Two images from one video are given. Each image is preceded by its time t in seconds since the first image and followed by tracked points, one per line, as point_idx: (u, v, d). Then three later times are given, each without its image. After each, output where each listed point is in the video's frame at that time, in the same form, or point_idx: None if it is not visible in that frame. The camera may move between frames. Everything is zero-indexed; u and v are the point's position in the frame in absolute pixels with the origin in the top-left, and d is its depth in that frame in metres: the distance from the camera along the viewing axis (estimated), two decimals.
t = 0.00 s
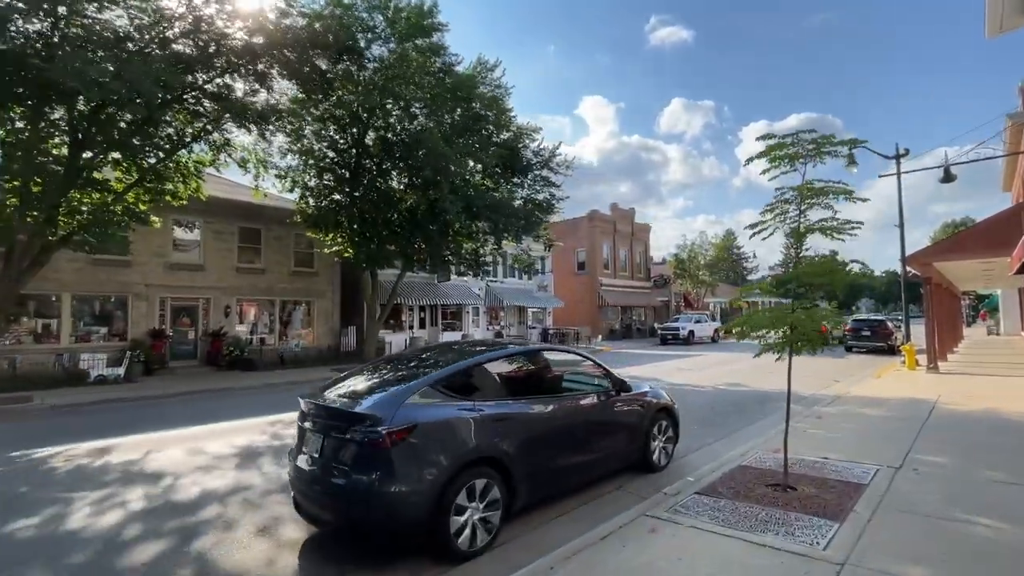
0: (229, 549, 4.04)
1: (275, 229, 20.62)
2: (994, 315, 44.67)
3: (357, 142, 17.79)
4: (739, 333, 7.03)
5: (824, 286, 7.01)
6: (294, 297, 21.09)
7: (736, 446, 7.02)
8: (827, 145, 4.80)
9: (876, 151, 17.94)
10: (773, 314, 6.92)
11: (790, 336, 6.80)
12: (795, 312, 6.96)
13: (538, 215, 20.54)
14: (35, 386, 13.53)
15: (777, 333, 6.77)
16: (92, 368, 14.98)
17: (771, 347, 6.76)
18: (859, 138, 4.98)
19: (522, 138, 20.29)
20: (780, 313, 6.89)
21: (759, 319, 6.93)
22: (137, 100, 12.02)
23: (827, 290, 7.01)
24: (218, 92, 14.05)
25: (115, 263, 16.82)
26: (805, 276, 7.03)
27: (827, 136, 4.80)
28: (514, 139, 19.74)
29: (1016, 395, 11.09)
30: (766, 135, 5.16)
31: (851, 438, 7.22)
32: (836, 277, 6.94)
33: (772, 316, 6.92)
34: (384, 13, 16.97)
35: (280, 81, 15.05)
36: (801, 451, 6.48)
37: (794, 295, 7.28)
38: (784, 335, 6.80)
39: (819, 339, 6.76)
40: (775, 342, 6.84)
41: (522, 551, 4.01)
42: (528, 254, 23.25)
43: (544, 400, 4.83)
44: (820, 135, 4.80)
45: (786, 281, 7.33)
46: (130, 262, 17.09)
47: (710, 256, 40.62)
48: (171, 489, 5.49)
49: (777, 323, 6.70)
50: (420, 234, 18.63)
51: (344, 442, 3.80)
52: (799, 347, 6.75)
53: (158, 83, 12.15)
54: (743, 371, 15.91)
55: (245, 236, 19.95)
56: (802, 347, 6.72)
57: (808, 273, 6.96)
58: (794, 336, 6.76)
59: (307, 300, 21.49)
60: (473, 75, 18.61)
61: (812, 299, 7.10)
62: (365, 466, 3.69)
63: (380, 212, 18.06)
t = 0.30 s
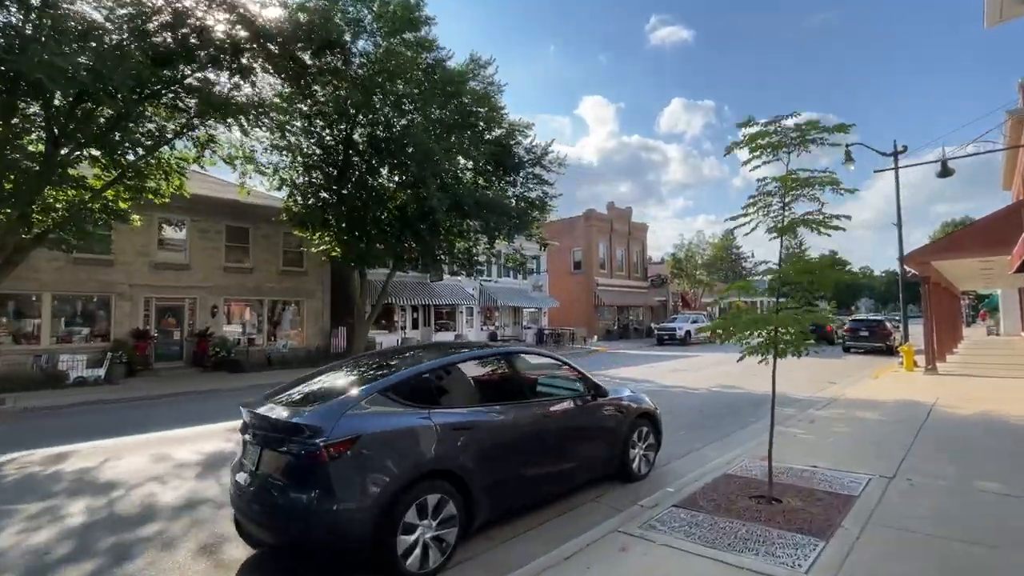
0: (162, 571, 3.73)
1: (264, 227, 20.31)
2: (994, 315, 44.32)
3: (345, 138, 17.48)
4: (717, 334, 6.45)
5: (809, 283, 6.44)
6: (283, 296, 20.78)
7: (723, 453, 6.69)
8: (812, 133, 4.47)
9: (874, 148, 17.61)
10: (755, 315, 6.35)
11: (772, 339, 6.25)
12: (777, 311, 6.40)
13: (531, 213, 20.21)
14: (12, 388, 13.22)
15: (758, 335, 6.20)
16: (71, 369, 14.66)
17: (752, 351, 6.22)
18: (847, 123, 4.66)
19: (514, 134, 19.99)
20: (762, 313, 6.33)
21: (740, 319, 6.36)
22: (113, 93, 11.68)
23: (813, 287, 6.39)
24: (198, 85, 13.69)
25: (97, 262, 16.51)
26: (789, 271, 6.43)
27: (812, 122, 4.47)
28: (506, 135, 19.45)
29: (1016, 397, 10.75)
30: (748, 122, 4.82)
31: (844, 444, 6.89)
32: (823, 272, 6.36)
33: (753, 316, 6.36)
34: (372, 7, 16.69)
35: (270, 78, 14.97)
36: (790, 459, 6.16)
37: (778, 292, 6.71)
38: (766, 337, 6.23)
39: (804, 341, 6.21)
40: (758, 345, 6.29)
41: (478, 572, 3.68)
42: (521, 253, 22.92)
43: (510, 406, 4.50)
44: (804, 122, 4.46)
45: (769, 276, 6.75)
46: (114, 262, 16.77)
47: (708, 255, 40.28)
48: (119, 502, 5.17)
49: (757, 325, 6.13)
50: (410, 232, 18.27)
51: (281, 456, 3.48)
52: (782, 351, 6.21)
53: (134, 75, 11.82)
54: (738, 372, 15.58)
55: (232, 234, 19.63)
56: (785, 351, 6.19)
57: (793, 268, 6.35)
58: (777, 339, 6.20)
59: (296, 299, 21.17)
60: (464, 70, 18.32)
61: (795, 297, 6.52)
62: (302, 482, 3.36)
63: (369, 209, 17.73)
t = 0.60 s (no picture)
0: None
1: (252, 226, 19.98)
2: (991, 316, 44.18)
3: (333, 135, 17.14)
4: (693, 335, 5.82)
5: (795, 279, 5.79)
6: (272, 297, 20.46)
7: (709, 461, 6.37)
8: (794, 118, 4.19)
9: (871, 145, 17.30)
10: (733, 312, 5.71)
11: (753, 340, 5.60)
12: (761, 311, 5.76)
13: (522, 211, 19.93)
14: None
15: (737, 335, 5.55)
16: (49, 371, 14.29)
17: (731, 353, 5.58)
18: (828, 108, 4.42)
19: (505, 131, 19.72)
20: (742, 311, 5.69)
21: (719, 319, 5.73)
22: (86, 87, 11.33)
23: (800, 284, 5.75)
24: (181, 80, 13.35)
25: (79, 261, 16.19)
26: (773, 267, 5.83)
27: (793, 106, 4.20)
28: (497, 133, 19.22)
29: (1017, 399, 10.43)
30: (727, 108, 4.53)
31: (837, 451, 6.56)
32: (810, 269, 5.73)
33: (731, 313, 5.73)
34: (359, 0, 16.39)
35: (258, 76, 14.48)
36: (779, 468, 5.83)
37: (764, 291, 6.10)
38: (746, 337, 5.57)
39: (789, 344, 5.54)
40: (741, 347, 5.59)
41: None
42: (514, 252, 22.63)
43: (471, 414, 4.17)
44: (786, 107, 4.19)
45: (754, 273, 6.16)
46: (95, 261, 16.45)
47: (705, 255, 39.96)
48: (61, 515, 4.85)
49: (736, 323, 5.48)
50: (398, 231, 17.93)
51: (206, 473, 3.12)
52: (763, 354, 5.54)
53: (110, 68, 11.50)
54: (732, 373, 15.28)
55: (219, 233, 19.30)
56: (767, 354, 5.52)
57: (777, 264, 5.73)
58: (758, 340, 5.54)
59: (285, 300, 20.85)
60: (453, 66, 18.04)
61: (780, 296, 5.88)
62: (227, 503, 3.01)
63: (357, 207, 17.38)
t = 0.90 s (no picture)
0: None
1: (237, 224, 19.62)
2: (987, 315, 44.12)
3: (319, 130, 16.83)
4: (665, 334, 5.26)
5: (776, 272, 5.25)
6: (258, 296, 20.12)
7: (690, 467, 6.08)
8: (774, 99, 3.87)
9: (866, 141, 16.98)
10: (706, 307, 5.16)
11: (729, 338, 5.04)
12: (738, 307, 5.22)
13: (513, 209, 19.62)
14: None
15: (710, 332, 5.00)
16: (24, 372, 13.92)
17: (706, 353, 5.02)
18: (808, 91, 4.15)
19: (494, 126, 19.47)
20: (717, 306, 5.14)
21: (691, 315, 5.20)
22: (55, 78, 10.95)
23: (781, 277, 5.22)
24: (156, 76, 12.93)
25: (57, 260, 15.81)
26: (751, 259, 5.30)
27: (773, 87, 3.90)
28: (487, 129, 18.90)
29: (1012, 400, 10.17)
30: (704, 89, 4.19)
31: (824, 456, 6.27)
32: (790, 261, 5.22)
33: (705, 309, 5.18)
34: None
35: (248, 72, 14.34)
36: (763, 474, 5.53)
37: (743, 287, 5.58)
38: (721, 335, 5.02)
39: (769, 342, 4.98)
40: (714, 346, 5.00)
41: None
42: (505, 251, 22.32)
43: (423, 421, 3.87)
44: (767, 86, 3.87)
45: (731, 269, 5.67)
46: (74, 260, 16.09)
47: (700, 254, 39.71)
48: None
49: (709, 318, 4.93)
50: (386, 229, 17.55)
51: (111, 490, 2.80)
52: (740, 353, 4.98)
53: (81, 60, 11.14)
54: (724, 373, 15.00)
55: (203, 232, 18.93)
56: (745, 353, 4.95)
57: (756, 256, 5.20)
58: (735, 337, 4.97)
59: (272, 299, 20.54)
60: (442, 61, 17.72)
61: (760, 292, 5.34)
62: (132, 524, 2.69)
63: (344, 204, 17.09)
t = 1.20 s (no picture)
0: None
1: (220, 223, 19.26)
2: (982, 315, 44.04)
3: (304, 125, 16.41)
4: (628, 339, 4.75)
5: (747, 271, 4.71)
6: (243, 296, 19.79)
7: (666, 476, 5.81)
8: (746, 82, 3.58)
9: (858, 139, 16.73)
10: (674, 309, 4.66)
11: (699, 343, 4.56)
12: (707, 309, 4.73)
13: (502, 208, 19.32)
14: None
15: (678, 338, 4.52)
16: None
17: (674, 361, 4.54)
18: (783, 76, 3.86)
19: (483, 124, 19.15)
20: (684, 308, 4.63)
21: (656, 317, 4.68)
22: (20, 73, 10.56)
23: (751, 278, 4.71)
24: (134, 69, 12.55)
25: (32, 259, 15.45)
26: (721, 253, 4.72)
27: (745, 69, 3.60)
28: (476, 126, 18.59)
29: (1005, 403, 9.93)
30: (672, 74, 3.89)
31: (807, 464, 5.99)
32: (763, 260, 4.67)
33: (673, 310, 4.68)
34: None
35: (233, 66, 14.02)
36: (740, 484, 5.24)
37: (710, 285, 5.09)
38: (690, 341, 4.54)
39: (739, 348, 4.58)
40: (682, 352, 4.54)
41: None
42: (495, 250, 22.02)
43: (362, 434, 3.59)
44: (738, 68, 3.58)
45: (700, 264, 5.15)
46: (50, 259, 15.73)
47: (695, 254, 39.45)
48: None
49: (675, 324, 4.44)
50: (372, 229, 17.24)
51: None
52: (710, 362, 4.52)
53: (47, 54, 10.76)
54: (714, 374, 14.73)
55: (185, 230, 18.58)
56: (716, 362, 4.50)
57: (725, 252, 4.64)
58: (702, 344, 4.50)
59: (258, 299, 20.22)
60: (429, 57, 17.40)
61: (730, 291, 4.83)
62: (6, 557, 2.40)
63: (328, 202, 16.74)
